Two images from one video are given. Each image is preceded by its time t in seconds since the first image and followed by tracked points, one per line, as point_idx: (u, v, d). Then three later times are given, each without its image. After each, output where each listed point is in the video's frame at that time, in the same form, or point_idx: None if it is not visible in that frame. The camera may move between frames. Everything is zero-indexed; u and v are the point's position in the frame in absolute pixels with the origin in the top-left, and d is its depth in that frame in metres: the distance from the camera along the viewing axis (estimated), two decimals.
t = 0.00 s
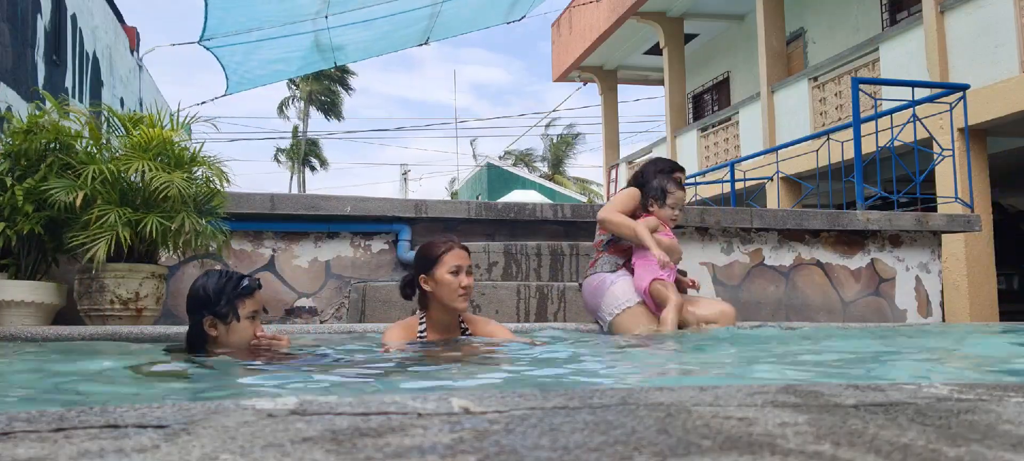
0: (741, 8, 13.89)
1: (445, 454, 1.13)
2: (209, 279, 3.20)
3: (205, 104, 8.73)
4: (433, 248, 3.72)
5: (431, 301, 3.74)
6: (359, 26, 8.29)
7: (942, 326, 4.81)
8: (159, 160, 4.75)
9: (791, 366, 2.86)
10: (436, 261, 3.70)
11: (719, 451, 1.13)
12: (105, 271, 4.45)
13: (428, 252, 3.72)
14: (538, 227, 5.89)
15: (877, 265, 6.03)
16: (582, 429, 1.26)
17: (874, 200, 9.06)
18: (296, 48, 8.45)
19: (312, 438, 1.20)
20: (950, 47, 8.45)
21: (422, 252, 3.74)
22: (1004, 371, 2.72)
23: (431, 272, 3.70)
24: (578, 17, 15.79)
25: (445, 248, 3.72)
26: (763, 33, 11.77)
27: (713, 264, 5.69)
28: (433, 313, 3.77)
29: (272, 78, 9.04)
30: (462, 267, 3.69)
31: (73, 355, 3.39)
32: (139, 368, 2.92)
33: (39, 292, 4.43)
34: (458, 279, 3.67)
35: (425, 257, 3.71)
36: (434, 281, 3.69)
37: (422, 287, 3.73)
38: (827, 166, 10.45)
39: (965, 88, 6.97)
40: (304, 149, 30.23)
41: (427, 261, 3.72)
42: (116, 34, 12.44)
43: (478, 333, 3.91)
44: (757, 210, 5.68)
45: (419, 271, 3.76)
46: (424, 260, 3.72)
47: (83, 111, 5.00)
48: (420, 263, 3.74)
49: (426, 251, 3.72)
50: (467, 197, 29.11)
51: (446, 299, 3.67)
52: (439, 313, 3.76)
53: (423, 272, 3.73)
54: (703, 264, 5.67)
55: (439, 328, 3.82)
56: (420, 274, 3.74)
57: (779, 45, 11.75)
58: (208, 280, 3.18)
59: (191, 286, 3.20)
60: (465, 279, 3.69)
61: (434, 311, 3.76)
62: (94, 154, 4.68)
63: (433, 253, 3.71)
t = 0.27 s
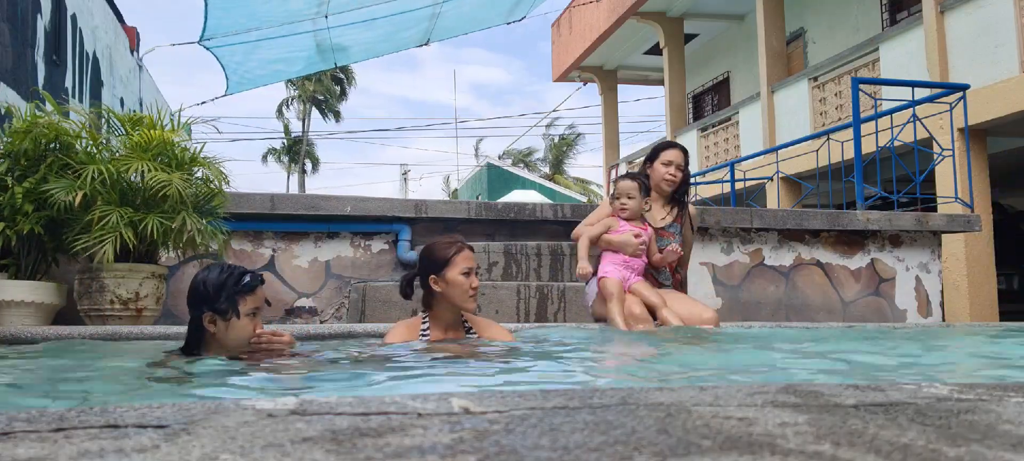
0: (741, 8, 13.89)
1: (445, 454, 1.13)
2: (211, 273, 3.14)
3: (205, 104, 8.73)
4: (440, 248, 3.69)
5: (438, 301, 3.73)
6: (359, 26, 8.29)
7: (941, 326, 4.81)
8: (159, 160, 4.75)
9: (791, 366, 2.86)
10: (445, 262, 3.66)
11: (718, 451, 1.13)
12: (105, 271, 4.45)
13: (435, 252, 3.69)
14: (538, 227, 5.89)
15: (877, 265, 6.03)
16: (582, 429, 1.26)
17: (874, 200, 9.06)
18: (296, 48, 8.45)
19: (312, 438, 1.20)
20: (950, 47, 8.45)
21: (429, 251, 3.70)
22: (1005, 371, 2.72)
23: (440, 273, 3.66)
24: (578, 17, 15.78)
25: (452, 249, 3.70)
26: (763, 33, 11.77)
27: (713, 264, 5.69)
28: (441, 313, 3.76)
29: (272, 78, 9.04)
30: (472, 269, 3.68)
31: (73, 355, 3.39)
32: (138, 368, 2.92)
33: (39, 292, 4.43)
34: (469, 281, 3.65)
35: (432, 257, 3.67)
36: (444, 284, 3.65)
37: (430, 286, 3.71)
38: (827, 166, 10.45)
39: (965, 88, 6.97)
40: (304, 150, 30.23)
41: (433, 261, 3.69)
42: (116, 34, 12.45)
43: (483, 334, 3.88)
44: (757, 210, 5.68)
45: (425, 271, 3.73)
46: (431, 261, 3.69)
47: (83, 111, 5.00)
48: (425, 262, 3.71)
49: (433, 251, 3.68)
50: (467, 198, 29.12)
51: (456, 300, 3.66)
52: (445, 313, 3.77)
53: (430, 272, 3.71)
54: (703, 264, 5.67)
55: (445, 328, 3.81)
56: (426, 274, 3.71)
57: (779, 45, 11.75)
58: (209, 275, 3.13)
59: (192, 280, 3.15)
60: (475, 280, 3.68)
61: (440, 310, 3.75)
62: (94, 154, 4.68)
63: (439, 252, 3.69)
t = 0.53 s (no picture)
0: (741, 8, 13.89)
1: (444, 454, 1.13)
2: (241, 272, 3.17)
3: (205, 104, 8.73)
4: (431, 250, 3.82)
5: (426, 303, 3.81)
6: (359, 26, 8.30)
7: (941, 326, 4.81)
8: (159, 160, 4.75)
9: (791, 366, 2.86)
10: (431, 265, 3.77)
11: (719, 451, 1.13)
12: (105, 271, 4.45)
13: (425, 254, 3.82)
14: (537, 227, 5.89)
15: (877, 265, 6.03)
16: (582, 429, 1.26)
17: (874, 200, 9.05)
18: (297, 48, 8.45)
19: (312, 438, 1.20)
20: (950, 47, 8.45)
21: (421, 254, 3.84)
22: (1005, 371, 2.72)
23: (424, 276, 3.79)
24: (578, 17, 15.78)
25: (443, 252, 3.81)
26: (763, 33, 11.77)
27: (713, 264, 5.69)
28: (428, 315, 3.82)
29: (272, 78, 9.04)
30: (456, 274, 3.74)
31: (72, 355, 3.39)
32: (137, 368, 2.92)
33: (39, 292, 4.43)
34: (450, 285, 3.71)
35: (421, 260, 3.80)
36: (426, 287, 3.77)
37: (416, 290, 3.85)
38: (827, 166, 10.45)
39: (965, 88, 6.97)
40: (305, 149, 30.24)
41: (421, 263, 3.81)
42: (116, 34, 12.45)
43: (476, 333, 3.96)
44: (757, 210, 5.68)
45: (417, 273, 3.85)
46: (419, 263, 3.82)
47: (83, 112, 5.00)
48: (416, 265, 3.85)
49: (422, 255, 3.81)
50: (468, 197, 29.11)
51: (436, 303, 3.73)
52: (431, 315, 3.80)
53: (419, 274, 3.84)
54: (703, 264, 5.67)
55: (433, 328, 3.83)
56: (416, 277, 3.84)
57: (779, 45, 11.74)
58: (238, 274, 3.15)
59: (223, 279, 3.19)
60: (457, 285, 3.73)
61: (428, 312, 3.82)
62: (94, 154, 4.68)
63: (428, 255, 3.81)
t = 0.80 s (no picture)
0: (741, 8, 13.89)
1: (445, 454, 1.13)
2: (275, 276, 3.17)
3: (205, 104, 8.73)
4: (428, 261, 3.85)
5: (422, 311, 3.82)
6: (359, 25, 8.30)
7: (941, 326, 4.81)
8: (159, 160, 4.75)
9: (791, 366, 2.86)
10: (428, 276, 3.81)
11: (719, 451, 1.13)
12: (105, 271, 4.45)
13: (422, 264, 3.85)
14: (538, 227, 5.89)
15: (877, 265, 6.03)
16: (582, 428, 1.26)
17: (874, 200, 9.05)
18: (297, 48, 8.45)
19: (313, 438, 1.20)
20: (950, 47, 8.45)
21: (418, 264, 3.87)
22: (1005, 371, 2.72)
23: (421, 286, 3.82)
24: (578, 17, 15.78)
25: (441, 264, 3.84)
26: (763, 33, 11.77)
27: (713, 264, 5.69)
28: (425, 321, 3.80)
29: (272, 78, 9.04)
30: (453, 284, 3.77)
31: (72, 355, 3.39)
32: (138, 369, 2.92)
33: (38, 292, 4.43)
34: (448, 297, 3.74)
35: (421, 271, 3.84)
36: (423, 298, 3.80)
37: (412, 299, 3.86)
38: (827, 166, 10.45)
39: (965, 88, 6.97)
40: (305, 149, 30.25)
41: (420, 273, 3.85)
42: (116, 34, 12.45)
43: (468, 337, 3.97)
44: (757, 210, 5.68)
45: (415, 284, 3.88)
46: (417, 273, 3.85)
47: (83, 112, 5.00)
48: (412, 275, 3.88)
49: (422, 266, 3.83)
50: (468, 197, 29.11)
51: (432, 314, 3.76)
52: (428, 321, 3.78)
53: (417, 284, 3.86)
54: (703, 264, 5.67)
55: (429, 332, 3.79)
56: (414, 286, 3.87)
57: (779, 45, 11.74)
58: (272, 278, 3.16)
59: (254, 284, 3.19)
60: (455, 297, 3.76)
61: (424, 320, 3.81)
62: (94, 154, 4.68)
63: (425, 265, 3.84)
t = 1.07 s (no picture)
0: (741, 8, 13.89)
1: (444, 454, 1.13)
2: (281, 259, 3.05)
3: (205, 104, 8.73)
4: (430, 255, 3.76)
5: (425, 307, 3.79)
6: (359, 26, 8.29)
7: (941, 326, 4.81)
8: (159, 160, 4.75)
9: (790, 367, 2.86)
10: (434, 271, 3.73)
11: (719, 451, 1.13)
12: (105, 271, 4.45)
13: (425, 259, 3.75)
14: (537, 227, 5.89)
15: (877, 265, 6.03)
16: (582, 428, 1.26)
17: (874, 200, 9.05)
18: (297, 48, 8.45)
19: (312, 438, 1.20)
20: (950, 47, 8.45)
21: (420, 259, 3.76)
22: (1005, 371, 2.71)
23: (428, 282, 3.73)
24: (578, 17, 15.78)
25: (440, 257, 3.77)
26: (763, 33, 11.76)
27: (713, 264, 5.69)
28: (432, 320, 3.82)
29: (272, 78, 9.04)
30: (459, 278, 3.74)
31: (72, 355, 3.39)
32: (138, 368, 2.91)
33: (38, 292, 4.43)
34: (455, 289, 3.71)
35: (424, 266, 3.74)
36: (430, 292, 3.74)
37: (418, 296, 3.78)
38: (827, 166, 10.45)
39: (965, 88, 6.97)
40: (305, 149, 30.23)
41: (423, 267, 3.75)
42: (116, 34, 12.45)
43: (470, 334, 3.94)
44: (757, 210, 5.68)
45: (417, 280, 3.79)
46: (419, 267, 3.75)
47: (83, 112, 5.00)
48: (415, 271, 3.78)
49: (426, 260, 3.74)
50: (468, 197, 29.11)
51: (441, 306, 3.72)
52: (432, 316, 3.80)
53: (421, 280, 3.76)
54: (703, 264, 5.67)
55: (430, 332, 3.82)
56: (417, 282, 3.78)
57: (779, 45, 11.74)
58: (280, 259, 3.04)
59: (261, 267, 3.07)
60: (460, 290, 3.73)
61: (428, 314, 3.80)
62: (94, 154, 4.68)
63: (428, 258, 3.75)
